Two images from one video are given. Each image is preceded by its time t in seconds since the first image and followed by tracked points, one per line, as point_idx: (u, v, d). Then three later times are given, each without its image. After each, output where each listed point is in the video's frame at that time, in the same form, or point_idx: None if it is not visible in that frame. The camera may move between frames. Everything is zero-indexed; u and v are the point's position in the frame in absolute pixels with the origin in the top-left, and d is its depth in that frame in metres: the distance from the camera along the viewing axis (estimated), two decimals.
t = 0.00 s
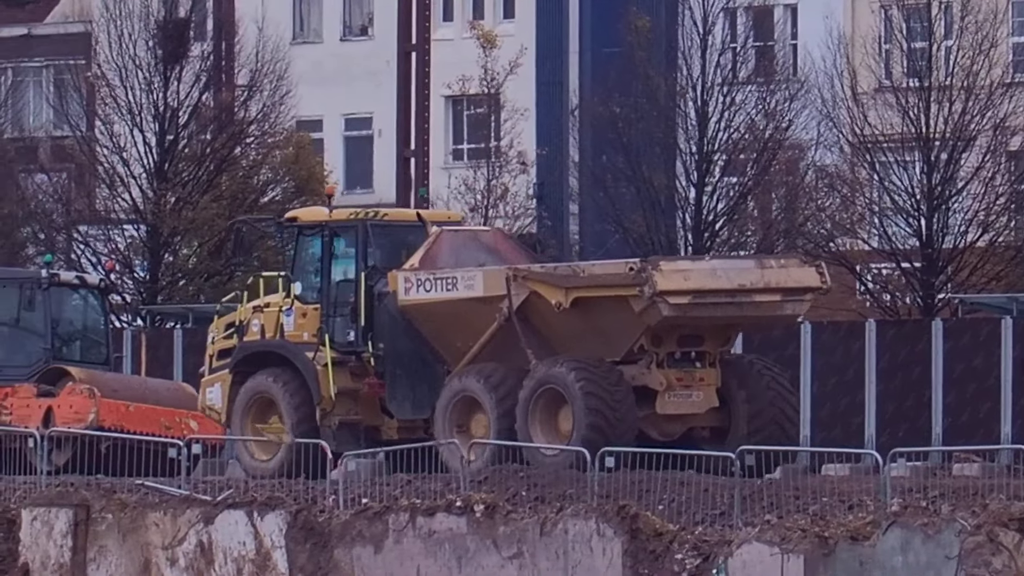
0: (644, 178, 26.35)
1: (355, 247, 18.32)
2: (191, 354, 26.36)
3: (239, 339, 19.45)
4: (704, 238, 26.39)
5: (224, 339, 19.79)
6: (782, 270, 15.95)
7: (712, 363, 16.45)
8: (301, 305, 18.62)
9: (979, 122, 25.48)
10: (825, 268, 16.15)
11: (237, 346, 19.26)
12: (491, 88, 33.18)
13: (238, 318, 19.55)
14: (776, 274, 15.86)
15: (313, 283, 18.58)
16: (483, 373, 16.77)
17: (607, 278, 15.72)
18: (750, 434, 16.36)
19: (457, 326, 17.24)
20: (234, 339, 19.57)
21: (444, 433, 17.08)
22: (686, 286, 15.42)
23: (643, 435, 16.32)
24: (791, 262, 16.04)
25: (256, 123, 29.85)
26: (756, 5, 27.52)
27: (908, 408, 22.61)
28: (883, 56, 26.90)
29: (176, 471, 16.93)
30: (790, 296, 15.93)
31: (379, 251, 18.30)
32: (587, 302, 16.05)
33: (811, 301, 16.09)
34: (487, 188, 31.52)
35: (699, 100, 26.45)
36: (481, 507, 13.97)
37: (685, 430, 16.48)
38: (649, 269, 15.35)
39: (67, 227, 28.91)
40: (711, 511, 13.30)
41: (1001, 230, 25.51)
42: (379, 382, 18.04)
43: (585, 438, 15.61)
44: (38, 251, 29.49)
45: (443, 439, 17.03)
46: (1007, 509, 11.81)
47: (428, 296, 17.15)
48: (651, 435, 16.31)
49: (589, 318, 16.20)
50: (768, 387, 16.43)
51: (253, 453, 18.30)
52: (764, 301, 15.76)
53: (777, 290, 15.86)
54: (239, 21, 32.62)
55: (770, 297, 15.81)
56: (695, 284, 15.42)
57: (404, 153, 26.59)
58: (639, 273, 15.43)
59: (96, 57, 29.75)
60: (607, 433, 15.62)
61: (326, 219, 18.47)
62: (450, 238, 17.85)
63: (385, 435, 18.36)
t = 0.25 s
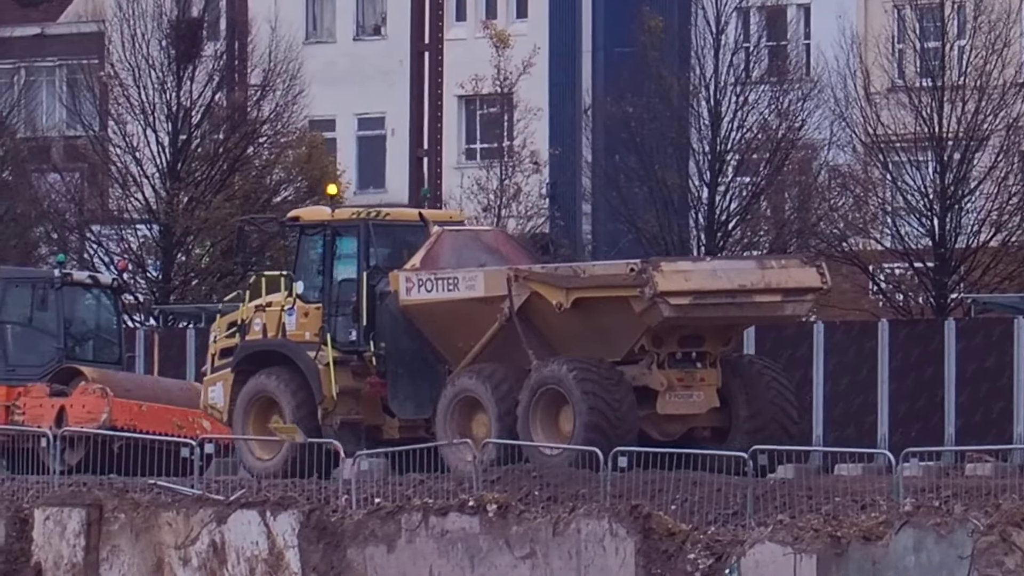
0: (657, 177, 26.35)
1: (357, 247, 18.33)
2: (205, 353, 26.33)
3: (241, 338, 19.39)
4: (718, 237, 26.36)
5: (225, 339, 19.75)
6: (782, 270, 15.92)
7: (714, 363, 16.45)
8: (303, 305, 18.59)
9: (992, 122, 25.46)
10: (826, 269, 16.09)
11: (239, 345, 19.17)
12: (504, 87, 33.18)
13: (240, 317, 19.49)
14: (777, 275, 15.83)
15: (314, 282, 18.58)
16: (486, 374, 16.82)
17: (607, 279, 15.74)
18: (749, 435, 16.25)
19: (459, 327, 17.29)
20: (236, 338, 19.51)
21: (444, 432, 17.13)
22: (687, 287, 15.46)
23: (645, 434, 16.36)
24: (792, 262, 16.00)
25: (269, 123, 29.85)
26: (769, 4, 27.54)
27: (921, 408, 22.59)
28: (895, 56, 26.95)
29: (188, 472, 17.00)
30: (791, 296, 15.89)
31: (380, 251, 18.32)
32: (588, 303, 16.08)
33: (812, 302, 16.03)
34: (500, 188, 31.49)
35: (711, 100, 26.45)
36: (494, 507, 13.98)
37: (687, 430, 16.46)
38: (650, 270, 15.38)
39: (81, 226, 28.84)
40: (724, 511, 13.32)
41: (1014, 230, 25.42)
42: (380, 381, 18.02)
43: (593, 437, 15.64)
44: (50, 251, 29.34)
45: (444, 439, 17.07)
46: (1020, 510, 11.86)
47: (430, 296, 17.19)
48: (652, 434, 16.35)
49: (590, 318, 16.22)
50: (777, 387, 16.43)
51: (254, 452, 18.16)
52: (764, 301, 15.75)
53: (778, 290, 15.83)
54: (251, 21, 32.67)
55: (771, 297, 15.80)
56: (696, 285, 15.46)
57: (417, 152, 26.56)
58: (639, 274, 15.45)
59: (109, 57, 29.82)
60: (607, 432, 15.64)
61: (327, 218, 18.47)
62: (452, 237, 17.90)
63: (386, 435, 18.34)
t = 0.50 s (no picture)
0: (669, 177, 26.40)
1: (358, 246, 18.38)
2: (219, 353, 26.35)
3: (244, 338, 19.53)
4: (730, 237, 26.29)
5: (229, 338, 19.90)
6: (783, 270, 15.99)
7: (714, 363, 16.51)
8: (305, 304, 18.71)
9: (1004, 121, 25.37)
10: (826, 268, 16.17)
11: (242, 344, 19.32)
12: (516, 87, 33.18)
13: (243, 317, 19.63)
14: (777, 274, 15.90)
15: (317, 282, 18.70)
16: (486, 373, 16.81)
17: (608, 279, 15.74)
18: (751, 436, 16.35)
19: (460, 327, 17.34)
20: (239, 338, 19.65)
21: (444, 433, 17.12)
22: (688, 286, 15.47)
23: (645, 434, 16.41)
24: (792, 262, 16.08)
25: (281, 123, 29.85)
26: (781, 3, 27.62)
27: (934, 407, 22.54)
28: (907, 55, 26.97)
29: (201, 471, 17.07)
30: (791, 296, 15.96)
31: (382, 250, 18.37)
32: (589, 302, 16.08)
33: (812, 301, 16.12)
34: (512, 188, 31.46)
35: (724, 99, 26.45)
36: (506, 507, 14.02)
37: (687, 429, 16.54)
38: (650, 269, 15.38)
39: (93, 226, 28.93)
40: (737, 510, 13.35)
41: None
42: (382, 380, 18.10)
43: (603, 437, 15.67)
44: (63, 251, 29.42)
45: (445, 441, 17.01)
46: None
47: (432, 296, 17.23)
48: (652, 434, 16.40)
49: (592, 318, 16.22)
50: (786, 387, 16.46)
51: (254, 449, 18.03)
52: (764, 301, 15.80)
53: (778, 290, 15.89)
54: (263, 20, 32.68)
55: (771, 297, 15.86)
56: (697, 285, 15.47)
57: (429, 152, 26.55)
58: (640, 274, 15.43)
59: (121, 56, 29.85)
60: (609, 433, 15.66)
61: (329, 218, 18.56)
62: (453, 237, 18.05)
63: (388, 434, 18.40)
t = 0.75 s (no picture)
0: (681, 175, 26.46)
1: (359, 245, 18.48)
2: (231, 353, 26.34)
3: (244, 337, 19.59)
4: (742, 237, 26.24)
5: (229, 337, 19.91)
6: (783, 270, 16.20)
7: (715, 363, 16.74)
8: (306, 303, 18.79)
9: (1017, 121, 25.32)
10: (826, 269, 16.39)
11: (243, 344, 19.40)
12: (527, 86, 33.18)
13: (243, 316, 19.68)
14: (778, 274, 16.12)
15: (317, 281, 18.78)
16: (485, 372, 16.96)
17: (608, 279, 15.99)
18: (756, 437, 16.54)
19: (461, 326, 17.46)
20: (239, 337, 19.70)
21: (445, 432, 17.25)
22: (689, 286, 15.72)
23: (646, 434, 16.62)
24: (793, 262, 16.28)
25: (293, 122, 29.82)
26: (793, 3, 27.58)
27: (946, 407, 22.51)
28: (919, 55, 26.83)
29: (213, 471, 17.15)
30: (792, 296, 16.17)
31: (383, 249, 18.45)
32: (590, 302, 16.33)
33: (813, 302, 16.31)
34: (523, 188, 31.25)
35: (736, 99, 26.49)
36: (518, 506, 14.04)
37: (687, 429, 16.75)
38: (651, 269, 15.64)
39: (105, 226, 28.94)
40: (749, 510, 13.36)
41: None
42: (383, 379, 18.17)
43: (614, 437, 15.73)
44: (75, 250, 29.45)
45: (447, 440, 17.15)
46: None
47: (432, 295, 17.41)
48: (653, 434, 16.62)
49: (592, 318, 16.46)
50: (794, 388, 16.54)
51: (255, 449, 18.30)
52: (765, 301, 16.03)
53: (778, 290, 16.11)
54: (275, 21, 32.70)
55: (772, 297, 16.07)
56: (697, 284, 15.72)
57: (441, 151, 26.56)
58: (640, 273, 15.69)
59: (133, 56, 29.87)
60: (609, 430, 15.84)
61: (331, 217, 18.68)
62: (454, 237, 18.14)
63: (389, 433, 18.49)
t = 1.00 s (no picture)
0: (693, 175, 26.48)
1: (360, 245, 18.64)
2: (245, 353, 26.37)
3: (246, 336, 19.68)
4: (754, 237, 26.26)
5: (230, 336, 20.00)
6: (785, 271, 16.34)
7: (716, 363, 16.91)
8: (307, 303, 18.88)
9: None
10: (827, 270, 16.53)
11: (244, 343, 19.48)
12: (540, 86, 33.20)
13: (244, 316, 19.78)
14: (779, 275, 16.25)
15: (318, 281, 18.91)
16: (486, 372, 17.14)
17: (610, 279, 16.14)
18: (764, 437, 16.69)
19: (462, 326, 17.59)
20: (240, 336, 19.79)
21: (445, 431, 17.40)
22: (690, 287, 15.87)
23: (646, 434, 16.84)
24: (794, 263, 16.41)
25: (306, 121, 29.83)
26: (805, 3, 27.56)
27: (959, 407, 22.50)
28: (931, 56, 26.77)
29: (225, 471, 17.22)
30: (792, 296, 16.30)
31: (384, 249, 18.64)
32: (591, 302, 16.46)
33: (813, 302, 16.45)
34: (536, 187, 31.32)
35: (748, 99, 26.49)
36: (530, 506, 14.10)
37: (687, 430, 16.97)
38: (652, 270, 15.80)
39: (117, 226, 28.82)
40: (761, 510, 13.41)
41: None
42: (384, 379, 18.29)
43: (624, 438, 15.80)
44: (87, 250, 29.49)
45: (448, 441, 17.29)
46: None
47: (433, 295, 17.52)
48: (653, 434, 16.83)
49: (593, 318, 16.60)
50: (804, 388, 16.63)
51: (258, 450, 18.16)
52: (767, 302, 16.16)
53: (780, 291, 16.24)
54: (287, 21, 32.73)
55: (773, 297, 16.20)
56: (699, 285, 15.88)
57: (453, 151, 26.58)
58: (641, 274, 15.86)
59: (145, 56, 29.92)
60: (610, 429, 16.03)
61: (332, 217, 18.83)
62: (456, 237, 18.26)
63: (389, 433, 18.58)
